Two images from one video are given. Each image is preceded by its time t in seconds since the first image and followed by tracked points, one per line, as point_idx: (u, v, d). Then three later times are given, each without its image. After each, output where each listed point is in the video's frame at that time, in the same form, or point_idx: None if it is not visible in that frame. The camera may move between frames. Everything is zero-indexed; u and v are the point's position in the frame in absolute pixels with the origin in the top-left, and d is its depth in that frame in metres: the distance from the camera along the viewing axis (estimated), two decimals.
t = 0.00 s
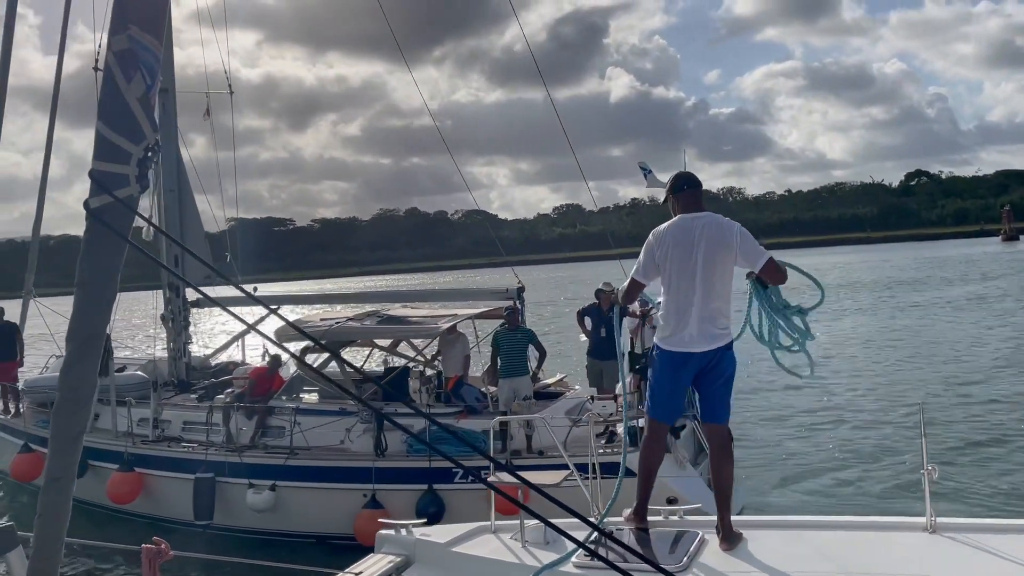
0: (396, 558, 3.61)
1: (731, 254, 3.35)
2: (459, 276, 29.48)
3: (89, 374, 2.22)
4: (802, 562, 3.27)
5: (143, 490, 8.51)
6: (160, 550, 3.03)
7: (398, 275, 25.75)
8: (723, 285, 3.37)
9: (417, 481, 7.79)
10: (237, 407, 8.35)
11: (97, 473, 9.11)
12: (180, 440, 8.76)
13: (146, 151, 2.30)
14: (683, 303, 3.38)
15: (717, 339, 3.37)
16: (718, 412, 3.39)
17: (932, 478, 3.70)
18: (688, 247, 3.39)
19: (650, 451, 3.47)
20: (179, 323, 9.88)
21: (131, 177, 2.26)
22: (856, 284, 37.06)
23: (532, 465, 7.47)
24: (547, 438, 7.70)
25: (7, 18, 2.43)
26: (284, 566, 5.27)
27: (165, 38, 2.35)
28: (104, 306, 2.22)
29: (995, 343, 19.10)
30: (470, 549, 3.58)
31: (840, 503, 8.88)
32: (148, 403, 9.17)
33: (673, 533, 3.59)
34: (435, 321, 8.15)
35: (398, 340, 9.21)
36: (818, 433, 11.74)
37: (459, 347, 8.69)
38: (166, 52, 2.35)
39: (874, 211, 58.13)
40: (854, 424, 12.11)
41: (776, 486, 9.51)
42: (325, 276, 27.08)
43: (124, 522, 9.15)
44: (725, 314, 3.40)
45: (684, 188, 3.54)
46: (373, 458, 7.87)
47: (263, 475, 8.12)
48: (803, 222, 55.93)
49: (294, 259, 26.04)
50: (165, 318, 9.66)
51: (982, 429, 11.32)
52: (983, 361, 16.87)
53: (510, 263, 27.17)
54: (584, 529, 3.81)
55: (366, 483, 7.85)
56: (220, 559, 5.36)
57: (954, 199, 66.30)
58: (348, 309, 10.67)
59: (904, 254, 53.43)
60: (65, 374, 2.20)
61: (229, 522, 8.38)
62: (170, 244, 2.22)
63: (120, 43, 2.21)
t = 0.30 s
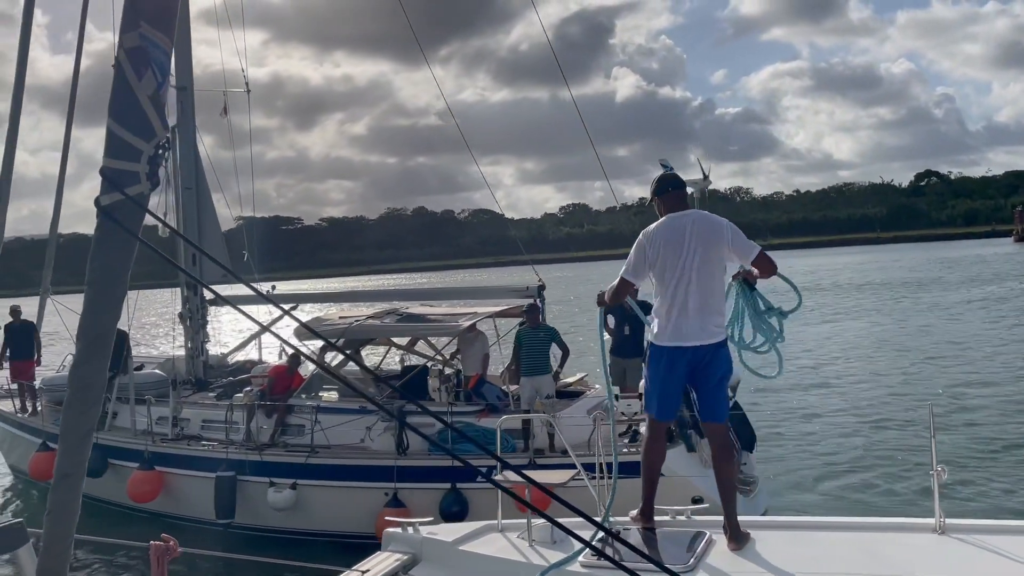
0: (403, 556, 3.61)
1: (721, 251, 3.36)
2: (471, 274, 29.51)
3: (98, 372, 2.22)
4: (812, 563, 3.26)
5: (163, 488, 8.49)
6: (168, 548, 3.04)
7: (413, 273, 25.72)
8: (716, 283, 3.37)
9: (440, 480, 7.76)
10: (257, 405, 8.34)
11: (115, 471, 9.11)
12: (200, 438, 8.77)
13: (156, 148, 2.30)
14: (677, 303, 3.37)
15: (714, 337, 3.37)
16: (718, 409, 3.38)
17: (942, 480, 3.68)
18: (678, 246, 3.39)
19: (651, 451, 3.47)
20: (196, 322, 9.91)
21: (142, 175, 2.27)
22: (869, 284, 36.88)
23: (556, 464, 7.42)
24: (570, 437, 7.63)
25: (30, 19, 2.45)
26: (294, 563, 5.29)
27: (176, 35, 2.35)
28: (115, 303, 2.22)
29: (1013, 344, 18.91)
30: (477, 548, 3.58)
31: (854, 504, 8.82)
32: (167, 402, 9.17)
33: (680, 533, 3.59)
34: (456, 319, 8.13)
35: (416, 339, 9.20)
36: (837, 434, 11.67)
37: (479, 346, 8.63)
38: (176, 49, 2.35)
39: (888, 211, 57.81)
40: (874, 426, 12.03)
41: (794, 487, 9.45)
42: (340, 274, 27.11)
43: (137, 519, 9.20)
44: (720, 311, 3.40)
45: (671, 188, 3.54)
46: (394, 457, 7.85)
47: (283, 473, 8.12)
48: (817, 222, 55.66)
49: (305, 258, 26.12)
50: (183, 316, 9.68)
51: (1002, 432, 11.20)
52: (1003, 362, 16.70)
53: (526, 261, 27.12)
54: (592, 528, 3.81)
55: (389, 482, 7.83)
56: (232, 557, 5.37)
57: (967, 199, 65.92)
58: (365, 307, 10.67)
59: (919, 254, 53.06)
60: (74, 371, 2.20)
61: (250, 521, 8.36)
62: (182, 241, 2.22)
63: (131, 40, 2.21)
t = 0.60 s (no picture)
0: (409, 550, 3.63)
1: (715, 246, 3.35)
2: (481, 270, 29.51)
3: (105, 364, 2.23)
4: (817, 559, 3.25)
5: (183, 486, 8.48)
6: (174, 541, 3.05)
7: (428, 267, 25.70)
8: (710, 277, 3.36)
9: (462, 475, 7.75)
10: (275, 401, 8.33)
11: (133, 468, 9.04)
12: (217, 434, 8.77)
13: (163, 142, 2.30)
14: (672, 298, 3.39)
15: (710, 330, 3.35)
16: (719, 403, 3.35)
17: (949, 475, 3.66)
18: (672, 243, 3.40)
19: (656, 446, 3.49)
20: (212, 318, 9.93)
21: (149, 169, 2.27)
22: (880, 280, 36.71)
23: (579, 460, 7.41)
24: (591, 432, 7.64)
25: (45, 10, 2.47)
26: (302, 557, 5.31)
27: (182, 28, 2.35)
28: (121, 296, 2.23)
29: None
30: (483, 542, 3.58)
31: (868, 502, 8.78)
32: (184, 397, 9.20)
33: (685, 528, 3.59)
34: (475, 315, 8.12)
35: (433, 334, 9.20)
36: (855, 431, 11.60)
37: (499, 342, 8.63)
38: (183, 41, 2.35)
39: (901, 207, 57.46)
40: (892, 423, 11.94)
41: (811, 484, 9.40)
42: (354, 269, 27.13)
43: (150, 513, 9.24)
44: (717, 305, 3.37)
45: (668, 184, 3.55)
46: (415, 453, 7.84)
47: (302, 469, 8.12)
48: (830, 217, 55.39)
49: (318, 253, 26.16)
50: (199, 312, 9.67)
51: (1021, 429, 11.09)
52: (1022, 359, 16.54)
53: (540, 257, 27.08)
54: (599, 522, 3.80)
55: (410, 477, 7.81)
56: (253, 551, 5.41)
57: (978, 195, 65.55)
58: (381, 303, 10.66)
59: (933, 250, 52.68)
60: (81, 363, 2.21)
61: (271, 517, 8.37)
62: (188, 233, 2.22)
63: (137, 33, 2.21)
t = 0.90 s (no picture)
0: (414, 541, 3.65)
1: (714, 237, 3.31)
2: (492, 262, 29.47)
3: (110, 355, 2.23)
4: (826, 552, 3.24)
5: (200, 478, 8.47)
6: (179, 532, 3.06)
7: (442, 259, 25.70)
8: (709, 269, 3.34)
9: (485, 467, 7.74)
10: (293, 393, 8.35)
11: (151, 462, 9.04)
12: (234, 427, 8.79)
13: (167, 134, 2.30)
14: (672, 289, 3.41)
15: (708, 322, 3.34)
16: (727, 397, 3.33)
17: (952, 467, 3.65)
18: (674, 235, 3.41)
19: (663, 440, 3.49)
20: (227, 310, 9.95)
21: (153, 161, 2.27)
22: (894, 273, 36.55)
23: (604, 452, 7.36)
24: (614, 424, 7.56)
25: None
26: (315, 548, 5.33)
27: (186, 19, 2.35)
28: (126, 287, 2.23)
29: None
30: (488, 533, 3.59)
31: (882, 497, 8.73)
32: (201, 390, 9.21)
33: (690, 518, 3.61)
34: (494, 307, 8.11)
35: (450, 327, 9.20)
36: (872, 425, 11.55)
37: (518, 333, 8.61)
38: (186, 33, 2.34)
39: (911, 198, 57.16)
40: (910, 416, 11.87)
41: (828, 479, 9.36)
42: (367, 261, 27.17)
43: (163, 505, 9.30)
44: (717, 297, 3.34)
45: (680, 175, 3.54)
46: (437, 446, 7.78)
47: (322, 462, 8.14)
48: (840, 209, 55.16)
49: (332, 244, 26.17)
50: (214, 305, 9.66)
51: None
52: None
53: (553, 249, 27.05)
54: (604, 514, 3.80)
55: (431, 469, 7.80)
56: (271, 545, 5.18)
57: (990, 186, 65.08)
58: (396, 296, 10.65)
59: (945, 242, 52.38)
60: (87, 353, 2.21)
61: (294, 509, 8.39)
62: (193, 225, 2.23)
63: (141, 24, 2.21)
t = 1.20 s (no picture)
0: (418, 528, 3.67)
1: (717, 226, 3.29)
2: (501, 250, 29.44)
3: (115, 343, 2.22)
4: (828, 539, 3.25)
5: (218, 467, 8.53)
6: (183, 520, 3.07)
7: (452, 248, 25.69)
8: (714, 258, 3.33)
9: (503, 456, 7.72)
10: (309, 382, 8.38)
11: (165, 451, 9.07)
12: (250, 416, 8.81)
13: (169, 123, 2.29)
14: (679, 278, 3.42)
15: (712, 312, 3.33)
16: (734, 386, 3.33)
17: (952, 455, 3.65)
18: (681, 223, 3.42)
19: (667, 428, 3.49)
20: (240, 299, 9.96)
21: (155, 149, 2.26)
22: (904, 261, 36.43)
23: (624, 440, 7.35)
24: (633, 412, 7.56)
25: None
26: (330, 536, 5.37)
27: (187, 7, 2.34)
28: (130, 275, 2.23)
29: None
30: (491, 520, 3.61)
31: (894, 487, 8.70)
32: (216, 380, 9.23)
33: (691, 506, 3.63)
34: (511, 295, 8.11)
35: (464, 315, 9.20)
36: (886, 414, 11.54)
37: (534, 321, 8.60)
38: (187, 20, 2.33)
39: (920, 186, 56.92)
40: (923, 405, 11.85)
41: (841, 468, 9.36)
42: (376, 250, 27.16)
43: (175, 493, 9.34)
44: (721, 286, 3.33)
45: (694, 164, 3.54)
46: (456, 434, 7.77)
47: (340, 450, 8.15)
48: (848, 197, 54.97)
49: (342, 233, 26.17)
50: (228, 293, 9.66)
51: None
52: None
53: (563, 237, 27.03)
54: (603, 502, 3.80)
55: (449, 457, 7.80)
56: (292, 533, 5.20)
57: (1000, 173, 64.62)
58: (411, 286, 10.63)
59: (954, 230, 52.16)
60: (92, 342, 2.20)
61: (311, 498, 8.42)
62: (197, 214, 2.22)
63: (143, 12, 2.19)
